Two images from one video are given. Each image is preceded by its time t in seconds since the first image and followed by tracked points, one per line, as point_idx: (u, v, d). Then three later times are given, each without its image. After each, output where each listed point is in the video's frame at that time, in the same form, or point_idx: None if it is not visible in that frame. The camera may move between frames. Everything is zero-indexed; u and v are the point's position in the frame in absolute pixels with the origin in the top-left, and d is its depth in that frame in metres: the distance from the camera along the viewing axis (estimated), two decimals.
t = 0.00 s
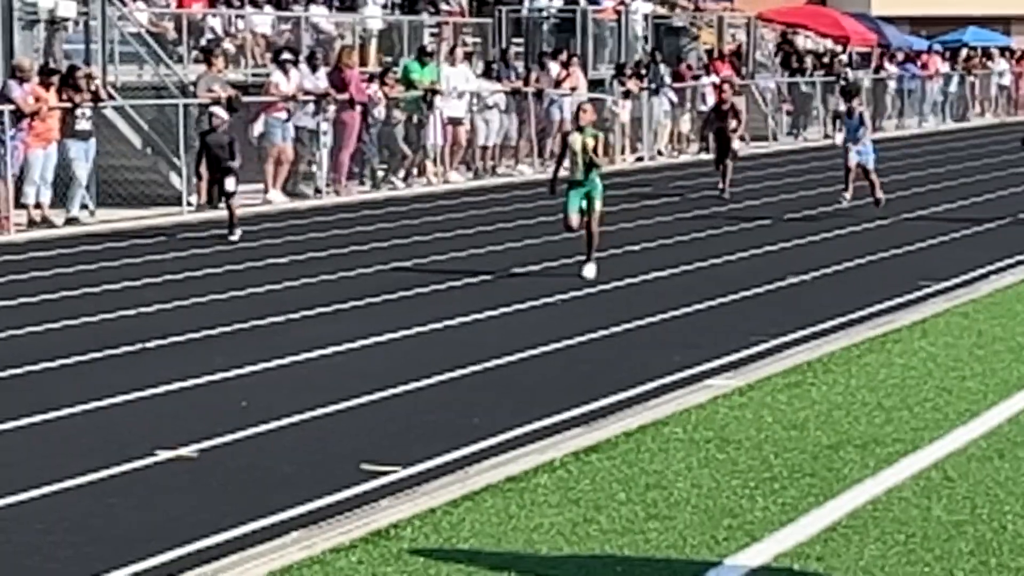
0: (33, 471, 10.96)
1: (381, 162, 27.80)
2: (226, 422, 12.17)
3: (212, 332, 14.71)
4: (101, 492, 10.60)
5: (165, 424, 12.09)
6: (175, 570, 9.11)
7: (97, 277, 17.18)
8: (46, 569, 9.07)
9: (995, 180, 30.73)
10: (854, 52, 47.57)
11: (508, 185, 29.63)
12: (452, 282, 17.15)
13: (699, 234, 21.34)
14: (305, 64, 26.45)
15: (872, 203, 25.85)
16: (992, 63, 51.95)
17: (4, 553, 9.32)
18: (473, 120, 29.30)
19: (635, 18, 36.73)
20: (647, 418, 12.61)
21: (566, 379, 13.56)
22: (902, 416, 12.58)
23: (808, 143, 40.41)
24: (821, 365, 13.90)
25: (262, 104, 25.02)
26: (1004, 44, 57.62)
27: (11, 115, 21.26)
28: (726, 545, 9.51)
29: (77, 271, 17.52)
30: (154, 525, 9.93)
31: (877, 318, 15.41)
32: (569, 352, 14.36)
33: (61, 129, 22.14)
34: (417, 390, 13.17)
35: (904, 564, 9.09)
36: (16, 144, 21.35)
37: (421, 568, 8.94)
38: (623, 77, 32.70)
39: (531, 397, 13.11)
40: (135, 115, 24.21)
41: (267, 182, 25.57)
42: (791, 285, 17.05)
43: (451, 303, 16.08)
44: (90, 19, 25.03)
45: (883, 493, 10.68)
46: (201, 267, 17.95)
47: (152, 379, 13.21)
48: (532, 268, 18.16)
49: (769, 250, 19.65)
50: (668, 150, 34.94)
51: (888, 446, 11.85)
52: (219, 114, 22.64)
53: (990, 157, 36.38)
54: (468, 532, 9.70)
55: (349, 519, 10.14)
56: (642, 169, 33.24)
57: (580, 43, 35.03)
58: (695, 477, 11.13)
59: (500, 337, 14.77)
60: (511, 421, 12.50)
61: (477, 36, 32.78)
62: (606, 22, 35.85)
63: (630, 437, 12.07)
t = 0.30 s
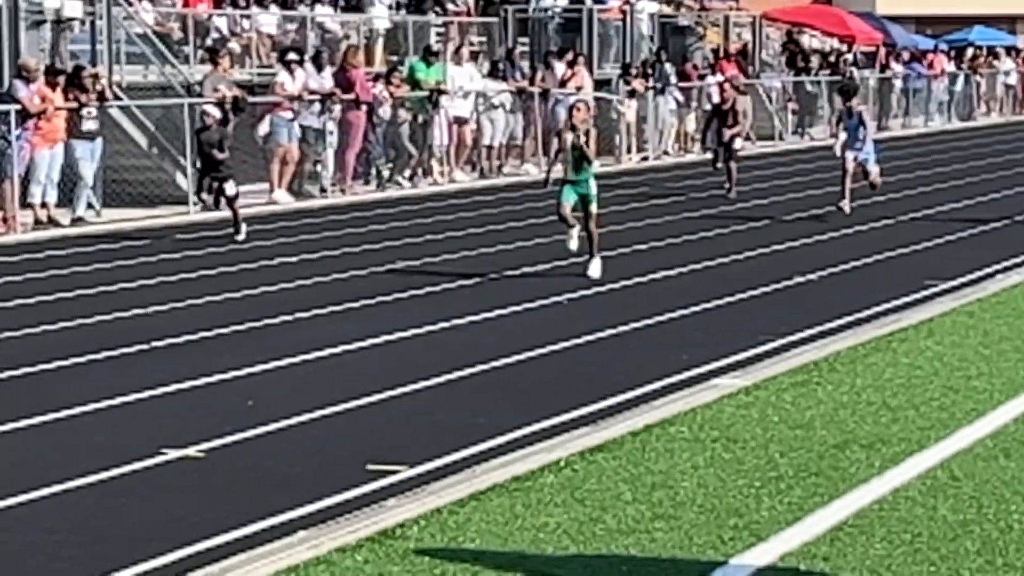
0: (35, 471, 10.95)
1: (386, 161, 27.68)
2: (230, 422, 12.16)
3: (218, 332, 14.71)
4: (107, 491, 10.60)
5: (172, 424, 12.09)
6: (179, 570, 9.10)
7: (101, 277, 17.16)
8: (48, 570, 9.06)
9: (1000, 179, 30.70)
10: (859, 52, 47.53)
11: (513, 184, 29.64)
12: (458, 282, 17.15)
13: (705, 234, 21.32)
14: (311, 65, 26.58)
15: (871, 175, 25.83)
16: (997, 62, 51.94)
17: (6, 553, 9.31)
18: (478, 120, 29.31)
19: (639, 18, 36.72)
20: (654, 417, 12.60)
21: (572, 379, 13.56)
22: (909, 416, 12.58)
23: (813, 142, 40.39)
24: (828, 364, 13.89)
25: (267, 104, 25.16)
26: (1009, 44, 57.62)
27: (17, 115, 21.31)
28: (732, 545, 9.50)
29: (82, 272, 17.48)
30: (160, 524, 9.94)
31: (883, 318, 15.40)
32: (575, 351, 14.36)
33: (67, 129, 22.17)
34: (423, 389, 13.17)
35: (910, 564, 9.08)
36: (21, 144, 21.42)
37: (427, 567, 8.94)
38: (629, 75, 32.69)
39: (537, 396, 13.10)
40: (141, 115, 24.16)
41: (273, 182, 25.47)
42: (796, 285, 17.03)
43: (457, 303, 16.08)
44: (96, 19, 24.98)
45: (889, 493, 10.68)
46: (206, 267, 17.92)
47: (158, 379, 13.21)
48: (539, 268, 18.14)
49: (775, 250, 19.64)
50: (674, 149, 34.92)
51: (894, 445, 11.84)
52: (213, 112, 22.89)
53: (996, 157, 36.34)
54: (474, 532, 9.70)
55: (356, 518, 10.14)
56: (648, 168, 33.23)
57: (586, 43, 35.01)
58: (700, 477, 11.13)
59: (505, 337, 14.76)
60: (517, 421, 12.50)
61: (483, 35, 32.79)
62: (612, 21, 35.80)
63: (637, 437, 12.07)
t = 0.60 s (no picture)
0: (45, 472, 11.03)
1: (395, 164, 27.83)
2: (239, 423, 12.24)
3: (226, 335, 14.78)
4: (117, 492, 10.68)
5: (181, 426, 12.17)
6: (188, 570, 9.19)
7: (109, 280, 17.24)
8: (57, 572, 9.14)
9: (1005, 181, 30.76)
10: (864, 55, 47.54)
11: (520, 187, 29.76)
12: (464, 284, 17.22)
13: (711, 236, 21.39)
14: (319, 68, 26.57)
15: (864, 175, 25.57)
16: (1002, 65, 52.01)
17: (14, 555, 9.37)
18: (487, 122, 29.39)
19: (646, 21, 36.78)
20: (660, 418, 12.68)
21: (578, 380, 13.64)
22: (914, 416, 12.65)
23: (819, 145, 40.46)
24: (833, 365, 13.97)
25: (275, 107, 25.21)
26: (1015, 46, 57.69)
27: (28, 119, 21.46)
28: (738, 546, 9.57)
29: (91, 274, 17.57)
30: (170, 525, 10.01)
31: (888, 319, 15.48)
32: (581, 353, 14.43)
33: (78, 133, 22.21)
34: (430, 391, 13.24)
35: (915, 564, 9.15)
36: (32, 148, 21.52)
37: (435, 568, 9.02)
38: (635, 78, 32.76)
39: (544, 397, 13.19)
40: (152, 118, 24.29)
41: (281, 185, 25.62)
42: (802, 287, 17.11)
43: (464, 305, 16.15)
44: (106, 24, 25.09)
45: (894, 494, 10.75)
46: (215, 270, 18.01)
47: (168, 381, 13.28)
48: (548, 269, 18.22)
49: (781, 251, 19.73)
50: (680, 151, 35.04)
51: (899, 446, 11.92)
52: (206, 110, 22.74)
53: (1002, 159, 36.41)
54: (481, 533, 9.77)
55: (365, 519, 10.22)
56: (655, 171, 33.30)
57: (592, 47, 34.93)
58: (707, 477, 11.20)
59: (511, 339, 14.83)
60: (524, 422, 12.57)
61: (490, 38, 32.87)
62: (619, 24, 35.67)
63: (643, 437, 12.15)
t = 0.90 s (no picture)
0: (57, 471, 11.17)
1: (402, 168, 28.04)
2: (249, 423, 12.37)
3: (235, 335, 14.93)
4: (130, 490, 10.82)
5: (192, 425, 12.31)
6: (199, 569, 9.32)
7: (121, 280, 17.37)
8: (73, 567, 9.28)
9: (1005, 183, 30.91)
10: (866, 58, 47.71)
11: (526, 188, 29.92)
12: (470, 285, 17.35)
13: (713, 237, 21.53)
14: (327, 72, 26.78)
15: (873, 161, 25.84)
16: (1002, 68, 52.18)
17: (30, 553, 9.51)
18: (493, 125, 29.56)
19: (651, 25, 36.97)
20: (665, 418, 12.82)
21: (583, 381, 13.79)
22: (916, 416, 12.79)
23: (822, 147, 40.61)
24: (836, 366, 14.11)
25: (284, 111, 25.44)
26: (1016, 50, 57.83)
27: (39, 122, 21.70)
28: (742, 544, 9.72)
29: (102, 275, 17.70)
30: (182, 523, 10.15)
31: (890, 320, 15.62)
32: (586, 354, 14.58)
33: (89, 137, 22.32)
34: (436, 391, 13.39)
35: (917, 562, 9.29)
36: (43, 151, 21.75)
37: (442, 566, 9.15)
38: (640, 82, 32.86)
39: (549, 397, 13.32)
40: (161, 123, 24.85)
41: (290, 187, 25.66)
42: (803, 288, 17.25)
43: (470, 306, 16.29)
44: (116, 27, 25.21)
45: (897, 492, 10.89)
46: (224, 271, 18.14)
47: (178, 381, 13.42)
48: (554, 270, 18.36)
49: (785, 252, 19.87)
50: (685, 154, 35.22)
51: (901, 445, 12.06)
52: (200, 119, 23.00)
53: (1002, 161, 36.55)
54: (488, 531, 9.91)
55: (373, 517, 10.37)
56: (659, 172, 33.47)
57: (597, 50, 35.20)
58: (711, 476, 11.34)
59: (516, 339, 14.98)
60: (531, 422, 12.72)
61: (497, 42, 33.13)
62: (623, 28, 35.94)
63: (647, 437, 12.29)
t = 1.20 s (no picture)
0: (67, 470, 11.31)
1: (412, 169, 28.15)
2: (257, 423, 12.52)
3: (245, 336, 15.08)
4: (143, 489, 10.97)
5: (203, 425, 12.47)
6: (211, 566, 9.45)
7: (132, 282, 17.51)
8: (88, 564, 9.43)
9: (1007, 184, 31.08)
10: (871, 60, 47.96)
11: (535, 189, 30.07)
12: (476, 286, 17.50)
13: (716, 239, 21.67)
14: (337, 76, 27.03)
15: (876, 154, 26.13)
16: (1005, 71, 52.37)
17: (46, 550, 9.66)
18: (501, 127, 29.73)
19: (659, 28, 37.14)
20: (670, 417, 12.98)
21: (589, 380, 13.93)
22: (920, 415, 12.94)
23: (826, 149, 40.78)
24: (840, 365, 14.26)
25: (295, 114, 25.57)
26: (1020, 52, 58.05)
27: (54, 124, 21.85)
28: (748, 542, 9.86)
29: (113, 276, 17.86)
30: (194, 522, 10.29)
31: (894, 320, 15.78)
32: (593, 354, 14.72)
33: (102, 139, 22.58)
34: (444, 391, 13.54)
35: (921, 559, 9.43)
36: (58, 152, 21.85)
37: (452, 564, 9.29)
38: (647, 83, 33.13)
39: (555, 397, 13.47)
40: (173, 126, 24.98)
41: (301, 190, 25.92)
42: (807, 289, 17.39)
43: (476, 307, 16.44)
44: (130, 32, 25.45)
45: (901, 491, 11.03)
46: (234, 272, 18.29)
47: (189, 382, 13.57)
48: (559, 272, 18.52)
49: (788, 253, 20.01)
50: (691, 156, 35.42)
51: (906, 443, 12.21)
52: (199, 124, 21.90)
53: (1004, 163, 36.72)
54: (497, 529, 10.06)
55: (383, 515, 10.51)
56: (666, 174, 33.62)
57: (604, 52, 35.13)
58: (717, 475, 11.48)
59: (523, 340, 15.13)
60: (538, 421, 12.86)
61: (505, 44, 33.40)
62: (631, 31, 36.01)
63: (654, 436, 12.44)
